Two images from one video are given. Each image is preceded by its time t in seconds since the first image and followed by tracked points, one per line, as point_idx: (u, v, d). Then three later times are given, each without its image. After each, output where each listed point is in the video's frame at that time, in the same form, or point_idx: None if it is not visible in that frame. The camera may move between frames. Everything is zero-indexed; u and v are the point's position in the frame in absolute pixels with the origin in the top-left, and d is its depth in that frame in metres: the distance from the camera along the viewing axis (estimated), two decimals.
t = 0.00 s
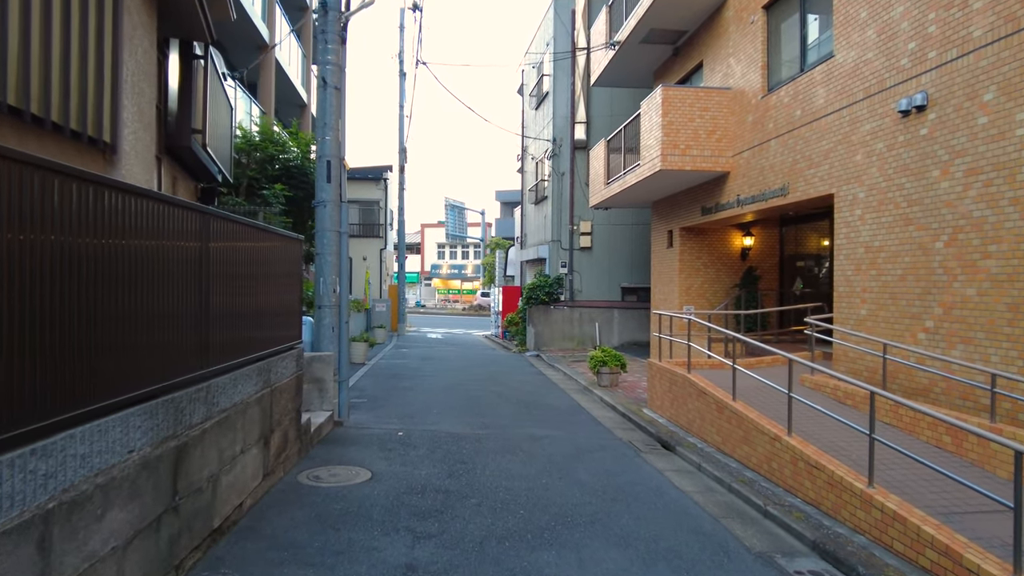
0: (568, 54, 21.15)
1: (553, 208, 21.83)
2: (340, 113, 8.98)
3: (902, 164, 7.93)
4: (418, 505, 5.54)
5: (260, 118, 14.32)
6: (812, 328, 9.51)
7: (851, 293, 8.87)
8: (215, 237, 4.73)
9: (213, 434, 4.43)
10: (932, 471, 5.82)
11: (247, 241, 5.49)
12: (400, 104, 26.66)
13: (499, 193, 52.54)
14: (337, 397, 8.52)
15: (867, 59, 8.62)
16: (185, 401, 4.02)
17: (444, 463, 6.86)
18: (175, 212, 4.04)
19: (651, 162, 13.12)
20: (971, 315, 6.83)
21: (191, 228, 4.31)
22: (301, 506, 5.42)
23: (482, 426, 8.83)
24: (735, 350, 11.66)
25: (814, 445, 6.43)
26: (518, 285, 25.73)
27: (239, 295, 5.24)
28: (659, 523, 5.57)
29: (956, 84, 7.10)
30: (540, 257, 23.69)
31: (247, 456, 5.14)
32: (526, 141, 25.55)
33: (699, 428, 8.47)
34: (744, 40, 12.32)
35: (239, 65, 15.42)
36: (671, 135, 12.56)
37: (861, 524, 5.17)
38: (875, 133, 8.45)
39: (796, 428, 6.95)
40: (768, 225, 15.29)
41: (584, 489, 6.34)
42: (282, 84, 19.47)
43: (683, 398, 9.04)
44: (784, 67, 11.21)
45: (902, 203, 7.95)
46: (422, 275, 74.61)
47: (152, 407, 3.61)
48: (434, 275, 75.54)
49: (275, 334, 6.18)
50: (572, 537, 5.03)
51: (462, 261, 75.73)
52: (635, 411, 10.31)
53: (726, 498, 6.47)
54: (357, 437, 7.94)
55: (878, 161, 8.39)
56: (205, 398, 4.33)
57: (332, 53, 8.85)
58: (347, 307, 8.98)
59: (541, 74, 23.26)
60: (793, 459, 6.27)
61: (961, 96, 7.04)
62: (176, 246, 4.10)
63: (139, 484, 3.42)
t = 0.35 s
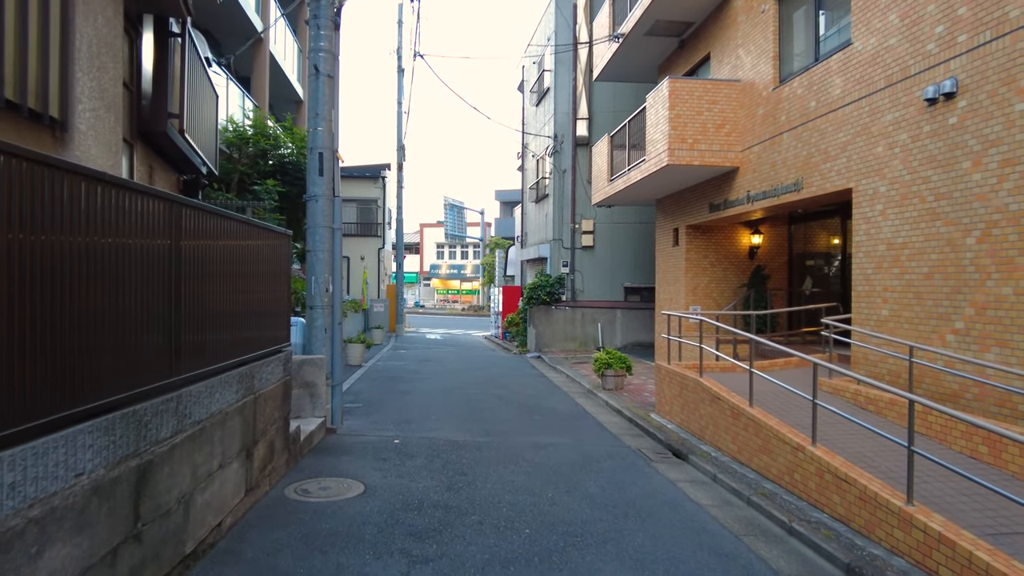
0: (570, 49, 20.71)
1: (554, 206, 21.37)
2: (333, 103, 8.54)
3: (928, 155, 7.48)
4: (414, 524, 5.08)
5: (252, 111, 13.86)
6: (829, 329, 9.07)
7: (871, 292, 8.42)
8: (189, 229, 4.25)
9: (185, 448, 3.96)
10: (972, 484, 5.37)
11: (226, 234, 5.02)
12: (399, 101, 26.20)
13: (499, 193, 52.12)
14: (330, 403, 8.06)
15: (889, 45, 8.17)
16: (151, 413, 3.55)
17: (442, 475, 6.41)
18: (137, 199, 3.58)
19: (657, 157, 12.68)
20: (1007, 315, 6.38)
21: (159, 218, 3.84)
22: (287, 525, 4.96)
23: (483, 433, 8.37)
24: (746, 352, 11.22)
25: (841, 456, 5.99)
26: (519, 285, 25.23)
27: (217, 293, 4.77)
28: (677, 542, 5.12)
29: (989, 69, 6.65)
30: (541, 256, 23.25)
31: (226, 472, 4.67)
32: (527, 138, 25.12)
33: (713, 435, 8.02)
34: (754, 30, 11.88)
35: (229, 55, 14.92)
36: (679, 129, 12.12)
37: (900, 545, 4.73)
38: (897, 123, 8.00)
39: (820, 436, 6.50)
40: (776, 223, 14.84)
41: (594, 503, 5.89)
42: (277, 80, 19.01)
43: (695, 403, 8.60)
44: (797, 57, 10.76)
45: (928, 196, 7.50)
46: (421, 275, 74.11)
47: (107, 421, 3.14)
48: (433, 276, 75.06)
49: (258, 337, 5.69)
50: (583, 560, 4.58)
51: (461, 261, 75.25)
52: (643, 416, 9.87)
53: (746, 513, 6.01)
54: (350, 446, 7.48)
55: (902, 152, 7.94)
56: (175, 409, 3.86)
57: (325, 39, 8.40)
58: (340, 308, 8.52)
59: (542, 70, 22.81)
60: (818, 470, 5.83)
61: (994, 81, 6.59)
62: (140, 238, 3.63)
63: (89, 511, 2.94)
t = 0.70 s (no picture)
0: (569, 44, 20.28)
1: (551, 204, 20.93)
2: (321, 91, 8.08)
3: (952, 147, 7.05)
4: (403, 545, 4.63)
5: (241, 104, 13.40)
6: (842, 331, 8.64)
7: (888, 292, 8.00)
8: (150, 221, 3.78)
9: (142, 466, 3.49)
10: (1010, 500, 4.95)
11: (197, 226, 4.54)
12: (393, 97, 25.72)
13: (495, 192, 51.70)
14: (316, 408, 7.59)
15: (909, 31, 7.76)
16: (96, 429, 3.08)
17: (435, 488, 5.97)
18: (81, 185, 3.11)
19: (659, 152, 12.26)
20: None
21: (112, 207, 3.38)
22: (264, 546, 4.51)
23: (479, 440, 7.92)
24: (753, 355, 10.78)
25: (865, 468, 5.56)
26: (515, 286, 24.76)
27: (184, 292, 4.29)
28: (691, 564, 4.68)
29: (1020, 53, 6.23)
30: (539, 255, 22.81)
31: (194, 490, 4.18)
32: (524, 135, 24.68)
33: (722, 443, 7.58)
34: (760, 21, 11.46)
35: (211, 40, 14.30)
36: (682, 123, 11.70)
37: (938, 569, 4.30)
38: (917, 114, 7.59)
39: (842, 447, 6.07)
40: (781, 221, 14.43)
41: (598, 520, 5.45)
42: (267, 73, 18.51)
43: (702, 409, 8.16)
44: (806, 48, 10.34)
45: (951, 190, 7.08)
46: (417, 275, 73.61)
47: (37, 441, 2.67)
48: (429, 276, 74.56)
49: (233, 340, 5.21)
50: None
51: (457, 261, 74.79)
52: (646, 422, 9.42)
53: (763, 529, 5.57)
54: (337, 455, 7.03)
55: (922, 144, 7.52)
56: (129, 423, 3.39)
57: (312, 23, 7.94)
58: (327, 308, 8.04)
59: (540, 65, 22.37)
60: (842, 484, 5.39)
61: None
62: (87, 229, 3.16)
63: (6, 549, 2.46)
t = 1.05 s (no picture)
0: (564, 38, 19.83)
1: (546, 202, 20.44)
2: (303, 78, 7.57)
3: (977, 138, 6.61)
4: None
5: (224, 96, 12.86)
6: (856, 334, 8.19)
7: (905, 292, 7.55)
8: (89, 213, 3.27)
9: (76, 501, 2.98)
10: None
11: (153, 220, 4.00)
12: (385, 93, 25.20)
13: (489, 191, 51.21)
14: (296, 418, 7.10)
15: (927, 16, 7.32)
16: (11, 461, 2.58)
17: (424, 507, 5.49)
18: None
19: (659, 147, 11.81)
20: None
21: (38, 197, 2.88)
22: None
23: (472, 451, 7.45)
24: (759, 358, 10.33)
25: (893, 485, 5.10)
26: (509, 286, 24.26)
27: (135, 294, 3.75)
28: None
29: None
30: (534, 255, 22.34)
31: (148, 519, 3.65)
32: (519, 132, 24.21)
33: (731, 454, 7.13)
34: (765, 10, 11.02)
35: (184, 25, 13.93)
36: (684, 116, 11.25)
37: None
38: (937, 103, 7.15)
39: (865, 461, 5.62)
40: (784, 218, 13.97)
41: (603, 543, 4.99)
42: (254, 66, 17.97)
43: (709, 416, 7.70)
44: (814, 37, 9.91)
45: (976, 184, 6.64)
46: (410, 275, 73.03)
47: None
48: (422, 275, 73.98)
49: (197, 347, 4.66)
50: None
51: (451, 261, 74.25)
52: (649, 429, 8.97)
53: (782, 552, 5.12)
54: (320, 469, 6.55)
55: (943, 135, 7.08)
56: (58, 451, 2.88)
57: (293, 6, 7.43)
58: (310, 310, 7.54)
59: (534, 61, 21.91)
60: (867, 504, 4.94)
61: None
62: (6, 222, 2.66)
63: None
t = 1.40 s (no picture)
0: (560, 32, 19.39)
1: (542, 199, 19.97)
2: (286, 62, 7.09)
3: (1006, 125, 6.20)
4: None
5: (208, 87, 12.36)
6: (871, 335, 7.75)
7: (925, 291, 7.13)
8: (11, 197, 2.84)
9: None
10: None
11: (95, 206, 3.52)
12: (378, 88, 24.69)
13: (484, 190, 50.71)
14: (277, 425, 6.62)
15: None
16: None
17: (412, 524, 5.03)
18: None
19: (661, 140, 11.37)
20: None
21: None
22: None
23: (466, 459, 6.99)
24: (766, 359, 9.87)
25: (927, 500, 4.67)
26: (504, 285, 23.80)
27: (71, 290, 3.26)
28: None
29: None
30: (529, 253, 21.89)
31: (95, 548, 3.18)
32: (514, 128, 23.75)
33: (743, 462, 6.69)
34: None
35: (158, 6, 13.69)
36: (687, 108, 10.83)
37: None
38: (961, 89, 6.73)
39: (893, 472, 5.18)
40: (787, 215, 13.52)
41: (611, 565, 4.54)
42: (242, 58, 17.43)
43: (717, 422, 7.26)
44: (823, 24, 9.49)
45: (1005, 173, 6.22)
46: (404, 275, 72.41)
47: None
48: (416, 275, 73.36)
49: (157, 349, 4.16)
50: None
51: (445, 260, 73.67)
52: (652, 435, 8.53)
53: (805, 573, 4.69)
54: (302, 481, 6.07)
55: (967, 123, 6.66)
56: None
57: None
58: (294, 309, 7.06)
59: (530, 55, 21.47)
60: (900, 521, 4.51)
61: None
62: None
63: None
